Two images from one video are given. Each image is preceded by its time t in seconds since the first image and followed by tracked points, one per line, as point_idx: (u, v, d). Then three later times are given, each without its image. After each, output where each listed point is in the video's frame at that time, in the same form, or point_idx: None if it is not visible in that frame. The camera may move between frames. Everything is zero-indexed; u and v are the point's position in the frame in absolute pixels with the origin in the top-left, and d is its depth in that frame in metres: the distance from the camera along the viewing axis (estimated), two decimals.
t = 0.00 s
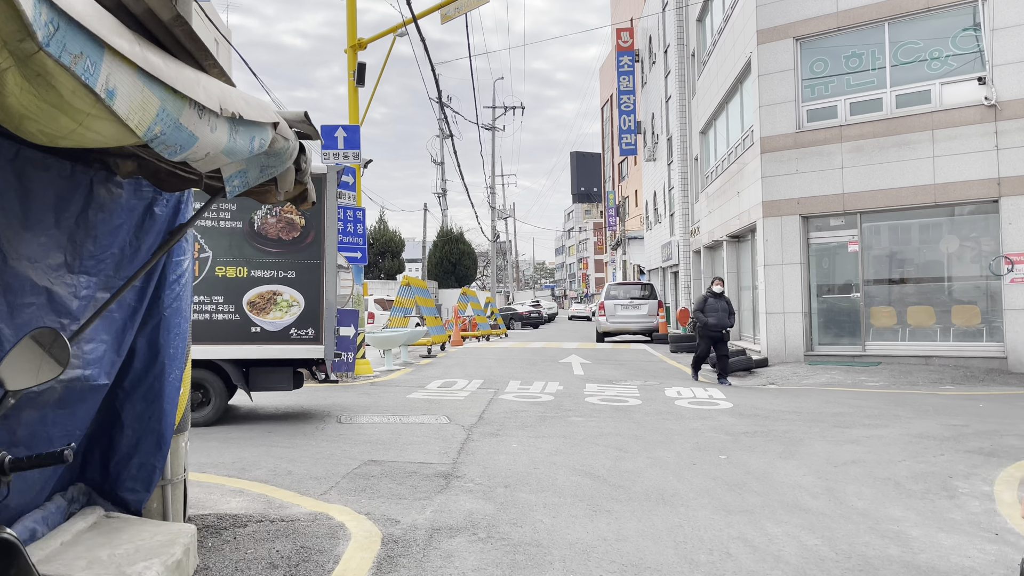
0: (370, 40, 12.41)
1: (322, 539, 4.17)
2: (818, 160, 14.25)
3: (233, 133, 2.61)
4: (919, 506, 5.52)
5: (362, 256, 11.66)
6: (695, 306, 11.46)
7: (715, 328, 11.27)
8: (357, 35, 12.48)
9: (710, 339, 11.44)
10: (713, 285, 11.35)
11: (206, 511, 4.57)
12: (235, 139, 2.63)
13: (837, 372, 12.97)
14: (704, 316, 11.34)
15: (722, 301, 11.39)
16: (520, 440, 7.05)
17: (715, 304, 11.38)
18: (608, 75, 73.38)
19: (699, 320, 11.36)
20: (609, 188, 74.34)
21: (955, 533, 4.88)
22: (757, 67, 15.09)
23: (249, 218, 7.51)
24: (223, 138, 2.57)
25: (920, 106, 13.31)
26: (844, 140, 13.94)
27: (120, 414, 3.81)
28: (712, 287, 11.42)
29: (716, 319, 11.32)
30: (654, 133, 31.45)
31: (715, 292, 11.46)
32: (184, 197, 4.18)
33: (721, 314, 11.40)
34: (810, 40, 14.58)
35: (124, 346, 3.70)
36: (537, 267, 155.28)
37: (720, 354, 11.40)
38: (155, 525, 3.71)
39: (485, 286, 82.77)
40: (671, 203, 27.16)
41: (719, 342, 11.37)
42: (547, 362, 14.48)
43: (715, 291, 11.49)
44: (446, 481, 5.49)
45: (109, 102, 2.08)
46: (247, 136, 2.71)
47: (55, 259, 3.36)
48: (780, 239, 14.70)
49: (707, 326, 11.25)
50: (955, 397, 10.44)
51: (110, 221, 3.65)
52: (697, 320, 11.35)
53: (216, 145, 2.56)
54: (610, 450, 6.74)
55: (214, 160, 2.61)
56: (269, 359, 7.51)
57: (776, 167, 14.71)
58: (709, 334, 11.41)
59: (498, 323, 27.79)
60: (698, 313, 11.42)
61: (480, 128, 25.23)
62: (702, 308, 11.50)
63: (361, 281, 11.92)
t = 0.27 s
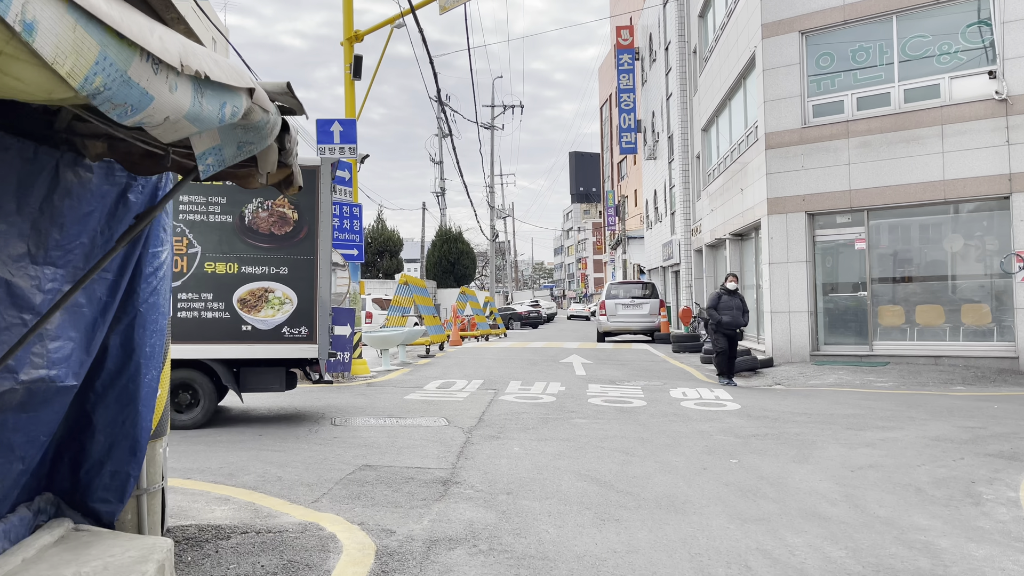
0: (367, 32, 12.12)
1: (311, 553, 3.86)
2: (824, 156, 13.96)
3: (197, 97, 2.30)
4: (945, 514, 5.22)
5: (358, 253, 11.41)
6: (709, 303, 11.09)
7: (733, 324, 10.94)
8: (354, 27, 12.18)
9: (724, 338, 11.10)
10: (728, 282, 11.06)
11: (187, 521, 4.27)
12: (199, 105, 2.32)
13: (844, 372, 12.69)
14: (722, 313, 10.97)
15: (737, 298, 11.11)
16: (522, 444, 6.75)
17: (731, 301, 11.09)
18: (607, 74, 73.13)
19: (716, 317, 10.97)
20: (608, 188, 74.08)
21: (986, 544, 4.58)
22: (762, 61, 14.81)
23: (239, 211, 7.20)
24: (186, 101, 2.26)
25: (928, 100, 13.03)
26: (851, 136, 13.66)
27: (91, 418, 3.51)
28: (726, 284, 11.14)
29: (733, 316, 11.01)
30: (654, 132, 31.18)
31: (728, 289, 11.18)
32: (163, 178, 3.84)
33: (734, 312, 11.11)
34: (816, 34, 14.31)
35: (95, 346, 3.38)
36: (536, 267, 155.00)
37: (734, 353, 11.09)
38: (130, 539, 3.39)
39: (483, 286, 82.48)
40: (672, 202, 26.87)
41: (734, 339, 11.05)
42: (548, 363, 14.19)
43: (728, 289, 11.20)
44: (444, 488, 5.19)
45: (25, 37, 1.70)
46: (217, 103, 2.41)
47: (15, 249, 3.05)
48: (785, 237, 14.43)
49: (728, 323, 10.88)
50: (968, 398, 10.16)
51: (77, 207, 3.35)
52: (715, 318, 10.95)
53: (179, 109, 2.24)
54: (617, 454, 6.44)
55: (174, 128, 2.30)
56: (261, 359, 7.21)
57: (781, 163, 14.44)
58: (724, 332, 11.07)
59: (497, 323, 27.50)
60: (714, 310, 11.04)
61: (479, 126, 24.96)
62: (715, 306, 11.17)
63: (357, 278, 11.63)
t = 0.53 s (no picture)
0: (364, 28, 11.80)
1: None
2: (833, 155, 13.66)
3: (150, 81, 2.14)
4: (975, 533, 4.92)
5: (356, 255, 11.14)
6: (728, 311, 10.69)
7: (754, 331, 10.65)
8: (350, 23, 11.85)
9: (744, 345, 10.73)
10: (739, 287, 10.76)
11: (167, 547, 3.96)
12: (153, 90, 2.17)
13: (854, 377, 12.39)
14: (743, 319, 10.66)
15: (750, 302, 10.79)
16: (525, 456, 6.45)
17: (746, 306, 10.81)
18: (607, 74, 72.83)
19: (740, 324, 10.62)
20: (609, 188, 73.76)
21: None
22: (768, 59, 14.52)
23: (230, 212, 6.90)
24: (136, 85, 2.10)
25: (939, 99, 12.73)
26: (860, 135, 13.36)
27: (58, 439, 3.21)
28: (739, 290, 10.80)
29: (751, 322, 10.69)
30: (656, 132, 30.87)
31: (738, 295, 10.85)
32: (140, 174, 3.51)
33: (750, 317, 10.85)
34: (824, 31, 14.02)
35: (62, 361, 3.06)
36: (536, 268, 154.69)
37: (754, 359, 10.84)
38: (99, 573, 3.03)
39: (483, 287, 82.14)
40: (675, 202, 26.56)
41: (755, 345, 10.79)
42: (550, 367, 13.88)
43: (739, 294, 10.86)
44: (444, 506, 4.89)
45: None
46: (176, 87, 2.25)
47: None
48: (792, 238, 14.14)
49: (752, 328, 10.60)
50: (984, 405, 9.86)
51: (41, 209, 3.04)
52: (739, 325, 10.61)
53: (129, 92, 2.09)
54: (625, 467, 6.14)
55: (124, 114, 2.15)
56: (252, 367, 6.91)
57: (788, 163, 14.15)
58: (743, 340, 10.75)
59: (498, 325, 27.19)
60: (734, 318, 10.67)
61: (479, 125, 24.65)
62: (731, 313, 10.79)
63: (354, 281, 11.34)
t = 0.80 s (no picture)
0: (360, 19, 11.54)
1: None
2: (840, 150, 13.38)
3: (58, 19, 2.05)
4: (1002, 543, 4.63)
5: (353, 254, 10.96)
6: (741, 307, 10.34)
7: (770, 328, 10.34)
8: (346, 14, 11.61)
9: (759, 344, 10.40)
10: (751, 282, 10.43)
11: (137, 560, 3.68)
12: (64, 30, 2.08)
13: (862, 377, 12.09)
14: (757, 315, 10.31)
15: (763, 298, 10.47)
16: (524, 459, 6.16)
17: (759, 302, 10.48)
18: (609, 74, 72.55)
19: (754, 320, 10.26)
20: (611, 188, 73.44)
21: None
22: (774, 52, 14.24)
23: (217, 206, 6.63)
24: (40, 23, 2.01)
25: (949, 92, 12.44)
26: (868, 130, 13.08)
27: (11, 446, 2.96)
28: (751, 285, 10.44)
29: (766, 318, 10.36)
30: (659, 130, 30.56)
31: (749, 290, 10.53)
32: (105, 159, 3.23)
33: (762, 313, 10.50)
34: (830, 24, 13.73)
35: (10, 361, 2.82)
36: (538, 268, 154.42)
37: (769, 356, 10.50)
38: None
39: (484, 287, 81.87)
40: (677, 200, 26.25)
41: (769, 342, 10.45)
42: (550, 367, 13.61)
43: (751, 290, 10.51)
44: (437, 515, 4.61)
45: None
46: (95, 31, 2.16)
47: None
48: (798, 235, 13.86)
49: (767, 324, 10.25)
50: (998, 405, 9.56)
51: None
52: (754, 321, 10.26)
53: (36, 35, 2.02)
54: (629, 472, 5.86)
55: (31, 52, 2.05)
56: (240, 367, 6.65)
57: (794, 158, 13.87)
58: (757, 337, 10.42)
59: (498, 325, 26.90)
60: (748, 314, 10.32)
61: (479, 123, 24.39)
62: (745, 310, 10.39)
63: (351, 278, 11.09)
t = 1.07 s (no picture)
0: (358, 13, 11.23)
1: None
2: (852, 147, 13.01)
3: None
4: None
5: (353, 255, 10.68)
6: (761, 309, 9.96)
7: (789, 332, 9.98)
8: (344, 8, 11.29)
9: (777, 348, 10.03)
10: (773, 283, 10.07)
11: None
12: None
13: (876, 381, 11.71)
14: (778, 318, 9.95)
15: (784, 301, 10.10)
16: (527, 472, 5.82)
17: (780, 304, 10.12)
18: (613, 73, 72.17)
19: (774, 323, 9.89)
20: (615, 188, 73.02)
21: None
22: (784, 47, 13.89)
23: (203, 204, 6.30)
24: None
25: (966, 87, 12.06)
26: (881, 126, 12.71)
27: None
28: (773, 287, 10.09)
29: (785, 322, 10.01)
30: (664, 128, 30.19)
31: (770, 291, 10.19)
32: (50, 148, 2.86)
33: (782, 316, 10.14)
34: (842, 17, 13.37)
35: None
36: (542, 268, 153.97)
37: (787, 362, 10.12)
38: None
39: (488, 287, 81.51)
40: (683, 200, 25.87)
41: (789, 347, 10.06)
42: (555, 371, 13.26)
43: (773, 292, 10.13)
44: (431, 537, 4.26)
45: None
46: None
47: None
48: (809, 235, 13.49)
49: (787, 328, 9.88)
50: (1021, 412, 9.17)
51: None
52: (773, 324, 9.88)
53: None
54: (638, 486, 5.51)
55: None
56: (228, 374, 6.32)
57: (805, 155, 13.52)
58: (776, 341, 10.04)
59: (502, 326, 26.56)
60: (768, 316, 9.94)
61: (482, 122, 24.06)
62: (765, 312, 10.02)
63: (349, 281, 10.80)
